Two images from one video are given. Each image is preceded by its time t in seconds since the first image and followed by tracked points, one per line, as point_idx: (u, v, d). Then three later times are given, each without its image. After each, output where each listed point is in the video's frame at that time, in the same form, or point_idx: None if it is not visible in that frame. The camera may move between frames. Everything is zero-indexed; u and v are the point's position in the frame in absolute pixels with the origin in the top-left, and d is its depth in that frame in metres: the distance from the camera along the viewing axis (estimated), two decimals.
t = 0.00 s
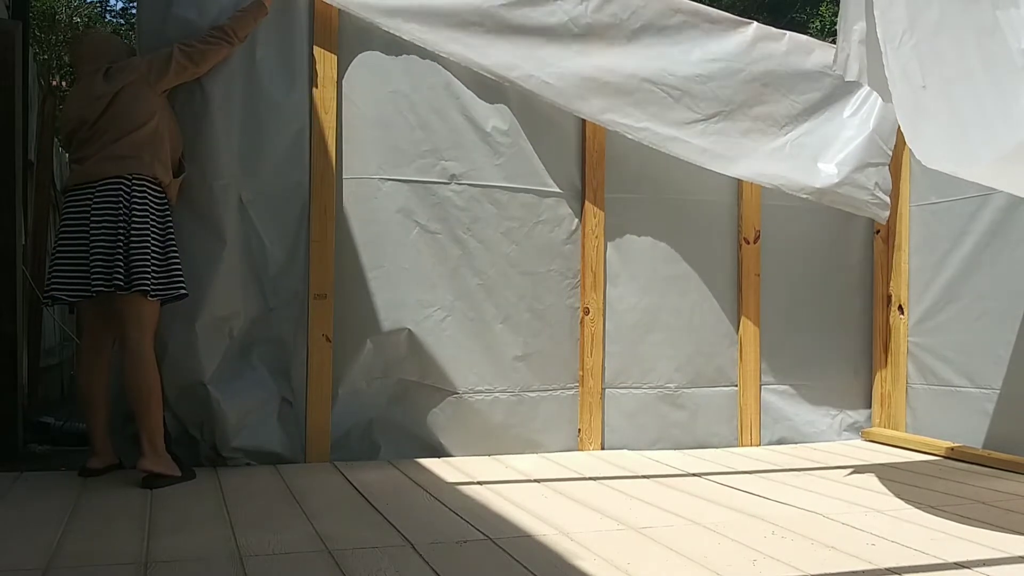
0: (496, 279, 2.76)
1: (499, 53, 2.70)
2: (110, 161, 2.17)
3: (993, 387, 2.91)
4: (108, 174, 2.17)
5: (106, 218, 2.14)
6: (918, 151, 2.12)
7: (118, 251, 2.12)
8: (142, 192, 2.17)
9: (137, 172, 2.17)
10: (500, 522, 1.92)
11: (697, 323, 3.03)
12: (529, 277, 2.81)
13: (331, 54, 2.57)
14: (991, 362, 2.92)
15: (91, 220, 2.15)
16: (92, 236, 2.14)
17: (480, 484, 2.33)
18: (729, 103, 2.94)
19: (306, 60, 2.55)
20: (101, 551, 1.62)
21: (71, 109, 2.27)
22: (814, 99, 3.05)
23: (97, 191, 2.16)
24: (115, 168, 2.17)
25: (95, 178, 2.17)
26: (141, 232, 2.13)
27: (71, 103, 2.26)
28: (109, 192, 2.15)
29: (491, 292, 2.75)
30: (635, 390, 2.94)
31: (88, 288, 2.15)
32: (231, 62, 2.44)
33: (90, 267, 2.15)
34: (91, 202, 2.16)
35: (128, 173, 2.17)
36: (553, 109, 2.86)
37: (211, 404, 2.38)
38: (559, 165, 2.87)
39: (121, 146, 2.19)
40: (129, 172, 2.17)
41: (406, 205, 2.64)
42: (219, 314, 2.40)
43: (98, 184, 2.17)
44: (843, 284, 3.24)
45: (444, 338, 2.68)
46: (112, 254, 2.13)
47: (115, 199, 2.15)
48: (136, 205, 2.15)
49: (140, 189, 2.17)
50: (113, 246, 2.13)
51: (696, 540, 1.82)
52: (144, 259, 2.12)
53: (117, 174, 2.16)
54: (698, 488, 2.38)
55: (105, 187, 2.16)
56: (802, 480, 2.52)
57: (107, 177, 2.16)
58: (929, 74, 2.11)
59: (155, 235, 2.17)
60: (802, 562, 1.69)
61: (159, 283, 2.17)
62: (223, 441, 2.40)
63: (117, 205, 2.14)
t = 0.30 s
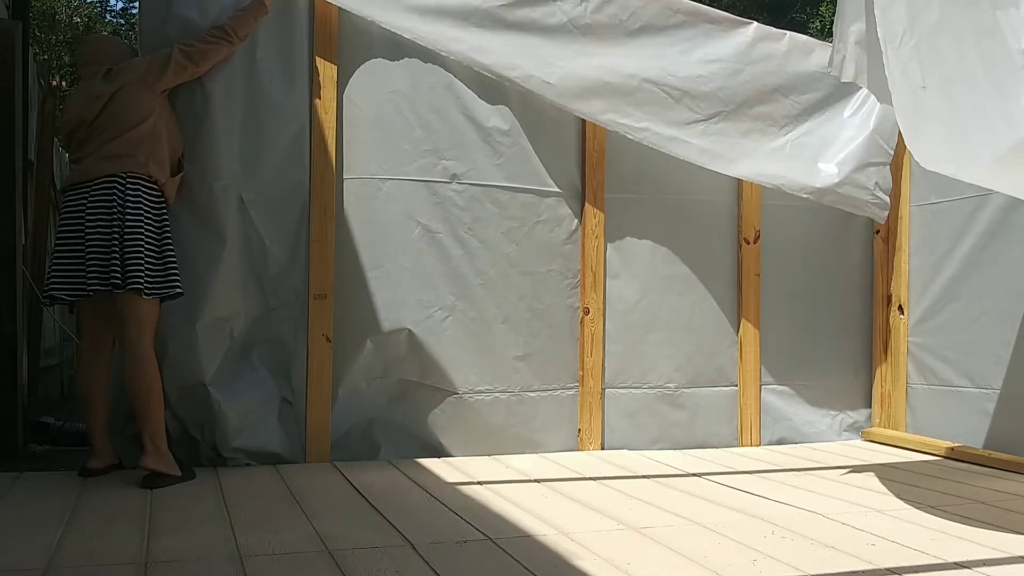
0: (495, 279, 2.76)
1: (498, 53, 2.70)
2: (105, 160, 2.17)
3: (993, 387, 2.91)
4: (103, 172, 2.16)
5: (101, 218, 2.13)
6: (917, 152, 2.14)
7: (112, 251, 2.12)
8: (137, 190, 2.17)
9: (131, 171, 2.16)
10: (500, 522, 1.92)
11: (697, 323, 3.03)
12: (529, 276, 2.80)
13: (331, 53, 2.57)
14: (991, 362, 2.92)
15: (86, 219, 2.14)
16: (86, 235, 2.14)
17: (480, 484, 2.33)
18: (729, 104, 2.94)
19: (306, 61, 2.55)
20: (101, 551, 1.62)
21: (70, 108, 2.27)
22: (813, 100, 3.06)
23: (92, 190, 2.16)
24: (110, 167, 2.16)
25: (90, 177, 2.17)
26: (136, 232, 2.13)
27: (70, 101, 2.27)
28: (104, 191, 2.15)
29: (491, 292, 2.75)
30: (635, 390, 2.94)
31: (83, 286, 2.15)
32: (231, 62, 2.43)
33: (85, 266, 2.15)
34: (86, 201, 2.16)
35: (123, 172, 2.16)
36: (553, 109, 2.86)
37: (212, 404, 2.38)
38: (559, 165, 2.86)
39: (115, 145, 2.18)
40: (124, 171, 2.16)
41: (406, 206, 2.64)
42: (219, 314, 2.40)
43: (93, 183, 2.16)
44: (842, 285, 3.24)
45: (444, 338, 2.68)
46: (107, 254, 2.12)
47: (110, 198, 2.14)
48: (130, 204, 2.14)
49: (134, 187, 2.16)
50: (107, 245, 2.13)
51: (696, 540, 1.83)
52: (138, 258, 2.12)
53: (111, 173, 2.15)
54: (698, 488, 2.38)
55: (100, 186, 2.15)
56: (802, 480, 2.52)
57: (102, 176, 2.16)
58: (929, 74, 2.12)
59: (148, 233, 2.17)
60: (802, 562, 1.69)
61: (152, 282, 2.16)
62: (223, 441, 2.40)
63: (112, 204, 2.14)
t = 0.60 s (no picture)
0: (495, 279, 2.76)
1: (498, 53, 2.70)
2: (101, 158, 2.17)
3: (992, 387, 2.91)
4: (99, 170, 2.16)
5: (95, 215, 2.13)
6: (918, 152, 2.15)
7: (105, 248, 2.11)
8: (130, 187, 2.15)
9: (126, 168, 2.16)
10: (500, 522, 1.92)
11: (697, 323, 3.03)
12: (529, 276, 2.80)
13: (331, 54, 2.57)
14: (991, 362, 2.92)
15: (82, 217, 2.15)
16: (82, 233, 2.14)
17: (480, 484, 2.33)
18: (730, 104, 2.94)
19: (306, 61, 2.55)
20: (100, 551, 1.62)
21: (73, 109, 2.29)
22: (813, 100, 3.06)
23: (88, 187, 2.16)
24: (105, 164, 2.16)
25: (86, 175, 2.17)
26: (128, 229, 2.12)
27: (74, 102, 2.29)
28: (99, 189, 2.14)
29: (491, 292, 2.75)
30: (635, 390, 2.94)
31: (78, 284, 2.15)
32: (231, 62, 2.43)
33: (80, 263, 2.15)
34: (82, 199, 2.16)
35: (117, 169, 2.16)
36: (553, 109, 2.86)
37: (213, 405, 2.38)
38: (559, 165, 2.86)
39: (111, 143, 2.19)
40: (117, 168, 2.16)
41: (406, 206, 2.64)
42: (220, 315, 2.40)
43: (88, 181, 2.16)
44: (842, 285, 3.24)
45: (444, 338, 2.68)
46: (100, 251, 2.12)
47: (104, 195, 2.14)
48: (123, 201, 2.13)
49: (128, 184, 2.15)
50: (101, 242, 2.12)
51: (696, 540, 1.83)
52: (129, 255, 2.11)
53: (105, 171, 2.15)
54: (698, 488, 2.38)
55: (95, 183, 2.15)
56: (802, 480, 2.52)
57: (97, 173, 2.16)
58: (929, 74, 2.12)
59: (142, 231, 2.16)
60: (802, 562, 1.69)
61: (144, 280, 2.14)
62: (224, 441, 2.40)
63: (106, 201, 2.13)
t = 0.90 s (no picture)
0: (495, 279, 2.76)
1: (499, 53, 2.70)
2: (99, 157, 2.17)
3: (992, 387, 2.91)
4: (98, 169, 2.16)
5: (94, 214, 2.13)
6: (919, 152, 2.15)
7: (103, 246, 2.11)
8: (130, 187, 2.15)
9: (125, 167, 2.16)
10: (501, 522, 1.91)
11: (697, 323, 3.03)
12: (529, 276, 2.80)
13: (331, 54, 2.57)
14: (991, 362, 2.92)
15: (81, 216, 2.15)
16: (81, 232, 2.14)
17: (480, 484, 2.32)
18: (730, 104, 2.94)
19: (306, 60, 2.55)
20: (101, 551, 1.62)
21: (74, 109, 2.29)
22: (813, 99, 3.06)
23: (87, 187, 2.16)
24: (104, 163, 2.16)
25: (85, 174, 2.17)
26: (127, 228, 2.12)
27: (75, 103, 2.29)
28: (97, 188, 2.14)
29: (491, 291, 2.75)
30: (635, 390, 2.94)
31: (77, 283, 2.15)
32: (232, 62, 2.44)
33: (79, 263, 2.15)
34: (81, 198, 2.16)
35: (116, 168, 2.16)
36: (553, 109, 2.86)
37: (213, 405, 2.38)
38: (559, 165, 2.86)
39: (110, 143, 2.19)
40: (116, 168, 2.16)
41: (406, 206, 2.64)
42: (221, 315, 2.40)
43: (88, 180, 2.16)
44: (843, 285, 3.24)
45: (444, 338, 2.68)
46: (99, 250, 2.12)
47: (103, 194, 2.14)
48: (123, 200, 2.13)
49: (127, 184, 2.15)
50: (100, 241, 2.12)
51: (696, 540, 1.83)
52: (128, 254, 2.10)
53: (104, 170, 2.15)
54: (698, 488, 2.38)
55: (94, 182, 2.15)
56: (803, 480, 2.52)
57: (96, 172, 2.16)
58: (929, 74, 2.12)
59: (141, 230, 2.16)
60: (802, 562, 1.69)
61: (143, 279, 2.14)
62: (225, 441, 2.40)
63: (105, 200, 2.13)
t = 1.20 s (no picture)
0: (495, 279, 2.76)
1: (498, 53, 2.70)
2: (99, 157, 2.18)
3: (992, 387, 2.91)
4: (98, 169, 2.16)
5: (94, 214, 2.13)
6: (922, 149, 2.16)
7: (103, 246, 2.11)
8: (129, 186, 2.15)
9: (125, 167, 2.16)
10: (500, 523, 1.91)
11: (697, 323, 3.03)
12: (529, 276, 2.80)
13: (332, 54, 2.57)
14: (991, 362, 2.92)
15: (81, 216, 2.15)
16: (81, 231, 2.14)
17: (480, 484, 2.32)
18: (730, 103, 2.94)
19: (307, 60, 2.55)
20: (100, 551, 1.62)
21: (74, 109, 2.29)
22: (813, 99, 3.06)
23: (87, 187, 2.16)
24: (104, 163, 2.16)
25: (86, 173, 2.17)
26: (127, 228, 2.12)
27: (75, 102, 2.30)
28: (97, 188, 2.14)
29: (491, 292, 2.75)
30: (635, 390, 2.94)
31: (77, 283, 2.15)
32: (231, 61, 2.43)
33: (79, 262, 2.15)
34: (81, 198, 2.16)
35: (116, 168, 2.16)
36: (553, 108, 2.86)
37: (214, 404, 2.38)
38: (559, 165, 2.86)
39: (111, 143, 2.19)
40: (117, 167, 2.16)
41: (406, 206, 2.64)
42: (221, 315, 2.40)
43: (88, 180, 2.16)
44: (843, 285, 3.24)
45: (444, 338, 2.68)
46: (99, 249, 2.11)
47: (103, 194, 2.14)
48: (123, 200, 2.13)
49: (127, 183, 2.15)
50: (99, 241, 2.12)
51: (697, 540, 1.83)
52: (127, 254, 2.10)
53: (104, 170, 2.15)
54: (698, 488, 2.38)
55: (94, 182, 2.15)
56: (803, 480, 2.52)
57: (96, 172, 2.16)
58: (931, 72, 2.12)
59: (141, 230, 2.15)
60: (802, 562, 1.69)
61: (143, 279, 2.14)
62: (226, 441, 2.40)
63: (104, 200, 2.13)
